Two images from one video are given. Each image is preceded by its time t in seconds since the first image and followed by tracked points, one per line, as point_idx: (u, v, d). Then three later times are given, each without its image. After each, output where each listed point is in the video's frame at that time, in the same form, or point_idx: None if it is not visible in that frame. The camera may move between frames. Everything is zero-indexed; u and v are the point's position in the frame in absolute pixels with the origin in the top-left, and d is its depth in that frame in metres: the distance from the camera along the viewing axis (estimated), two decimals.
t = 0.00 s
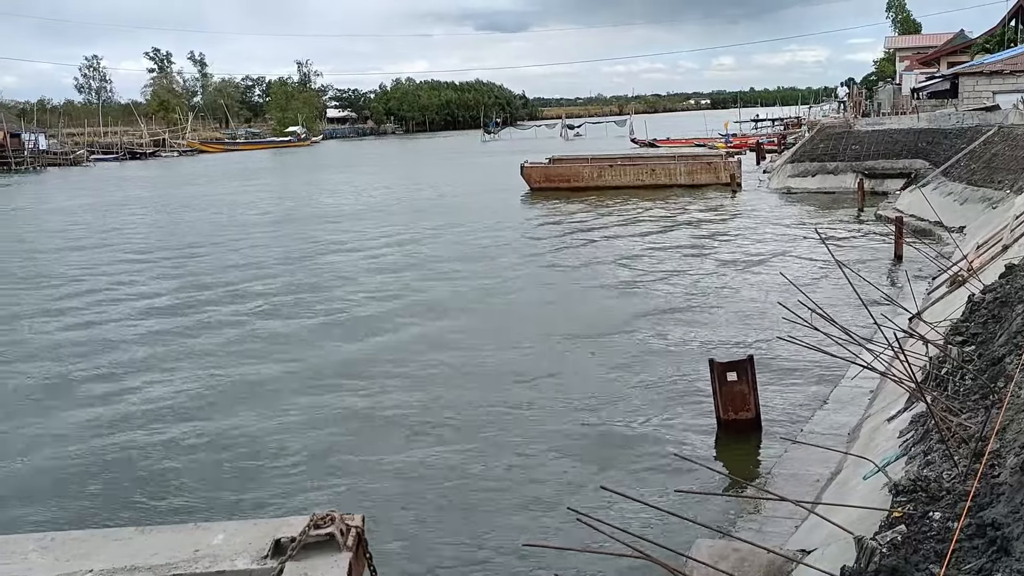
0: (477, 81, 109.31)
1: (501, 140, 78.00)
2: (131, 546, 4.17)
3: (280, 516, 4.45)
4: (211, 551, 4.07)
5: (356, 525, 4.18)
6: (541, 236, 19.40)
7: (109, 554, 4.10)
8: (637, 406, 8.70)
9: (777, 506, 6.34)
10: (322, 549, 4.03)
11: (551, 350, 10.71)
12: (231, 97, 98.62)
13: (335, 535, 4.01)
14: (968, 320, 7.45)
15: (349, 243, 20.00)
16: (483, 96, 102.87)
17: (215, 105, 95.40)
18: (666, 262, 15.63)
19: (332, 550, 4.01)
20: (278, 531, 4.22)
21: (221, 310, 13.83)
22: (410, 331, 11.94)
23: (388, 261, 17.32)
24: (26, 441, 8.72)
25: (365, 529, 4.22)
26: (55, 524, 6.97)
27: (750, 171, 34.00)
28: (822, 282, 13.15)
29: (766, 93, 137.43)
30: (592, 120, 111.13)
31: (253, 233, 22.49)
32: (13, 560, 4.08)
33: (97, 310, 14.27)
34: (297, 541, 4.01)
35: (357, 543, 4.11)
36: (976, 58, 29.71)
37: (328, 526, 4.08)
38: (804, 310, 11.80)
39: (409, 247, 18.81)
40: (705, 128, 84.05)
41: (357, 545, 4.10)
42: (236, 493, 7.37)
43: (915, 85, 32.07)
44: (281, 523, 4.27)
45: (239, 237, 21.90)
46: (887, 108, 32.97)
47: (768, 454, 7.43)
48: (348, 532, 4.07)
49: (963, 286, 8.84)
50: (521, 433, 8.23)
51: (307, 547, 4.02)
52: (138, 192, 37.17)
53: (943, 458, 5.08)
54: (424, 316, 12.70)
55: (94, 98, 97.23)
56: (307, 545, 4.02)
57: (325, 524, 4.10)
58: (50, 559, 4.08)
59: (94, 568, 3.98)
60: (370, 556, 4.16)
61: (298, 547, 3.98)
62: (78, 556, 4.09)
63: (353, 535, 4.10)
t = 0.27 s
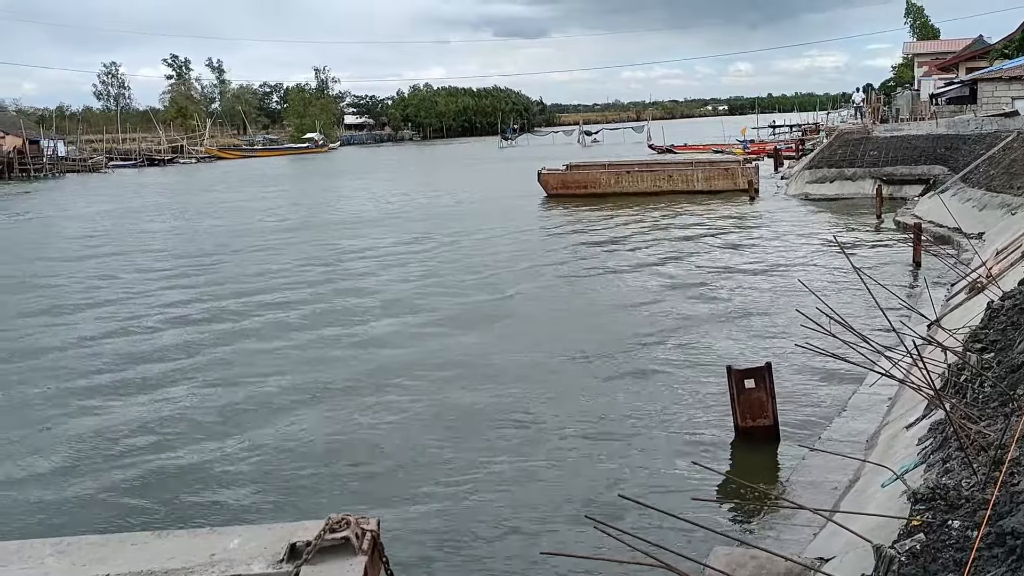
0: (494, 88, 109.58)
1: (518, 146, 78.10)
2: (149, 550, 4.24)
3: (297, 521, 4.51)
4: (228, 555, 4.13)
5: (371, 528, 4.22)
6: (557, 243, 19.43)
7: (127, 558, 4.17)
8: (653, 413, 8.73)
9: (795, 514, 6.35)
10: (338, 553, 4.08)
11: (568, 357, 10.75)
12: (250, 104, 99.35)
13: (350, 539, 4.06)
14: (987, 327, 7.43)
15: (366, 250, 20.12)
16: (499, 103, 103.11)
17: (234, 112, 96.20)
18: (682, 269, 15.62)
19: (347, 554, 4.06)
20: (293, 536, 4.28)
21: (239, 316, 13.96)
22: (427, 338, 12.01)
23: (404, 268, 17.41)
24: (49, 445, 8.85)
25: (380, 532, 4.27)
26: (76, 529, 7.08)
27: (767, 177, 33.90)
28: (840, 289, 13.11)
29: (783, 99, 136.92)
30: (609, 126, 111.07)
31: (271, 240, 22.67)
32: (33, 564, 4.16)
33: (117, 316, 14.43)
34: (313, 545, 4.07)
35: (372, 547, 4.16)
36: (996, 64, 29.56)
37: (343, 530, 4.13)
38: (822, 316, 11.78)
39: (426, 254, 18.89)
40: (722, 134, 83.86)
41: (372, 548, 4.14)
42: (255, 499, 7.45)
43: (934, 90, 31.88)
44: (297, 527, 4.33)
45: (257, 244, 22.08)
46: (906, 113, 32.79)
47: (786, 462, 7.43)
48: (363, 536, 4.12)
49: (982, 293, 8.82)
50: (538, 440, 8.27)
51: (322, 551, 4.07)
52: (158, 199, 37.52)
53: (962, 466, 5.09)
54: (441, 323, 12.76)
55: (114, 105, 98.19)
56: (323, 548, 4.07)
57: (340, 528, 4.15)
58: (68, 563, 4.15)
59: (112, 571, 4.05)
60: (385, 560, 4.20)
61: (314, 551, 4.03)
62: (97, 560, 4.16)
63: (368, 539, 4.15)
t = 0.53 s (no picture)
0: (506, 91, 109.66)
1: (529, 149, 78.10)
2: (161, 550, 4.26)
3: (308, 522, 4.53)
4: (239, 556, 4.15)
5: (382, 529, 4.23)
6: (568, 246, 19.42)
7: (139, 558, 4.20)
8: (664, 417, 8.71)
9: (808, 518, 6.32)
10: (348, 553, 4.09)
11: (579, 360, 10.74)
12: (262, 107, 99.78)
13: (361, 539, 4.08)
14: (1002, 331, 7.38)
15: (378, 253, 20.15)
16: (510, 106, 103.21)
17: (246, 115, 96.68)
18: (694, 272, 15.57)
19: (357, 554, 4.07)
20: (304, 536, 4.29)
21: (251, 318, 14.01)
22: (439, 341, 12.01)
23: (415, 271, 17.44)
24: (62, 445, 8.91)
25: (390, 532, 4.27)
26: (89, 529, 7.12)
27: (779, 181, 33.79)
28: (853, 293, 13.04)
29: (796, 102, 136.54)
30: (620, 129, 110.93)
31: (282, 242, 22.75)
32: (44, 563, 4.19)
33: (130, 318, 14.50)
34: (323, 545, 4.08)
35: (383, 547, 4.16)
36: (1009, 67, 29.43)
37: (354, 530, 4.14)
38: (834, 320, 11.73)
39: (436, 257, 18.91)
40: (733, 137, 83.69)
41: (382, 549, 4.15)
42: (265, 501, 7.48)
43: (948, 94, 31.71)
44: (307, 527, 4.34)
45: (268, 246, 22.16)
46: (919, 116, 32.62)
47: (798, 467, 7.40)
48: (374, 537, 4.13)
49: (996, 298, 8.77)
50: (549, 443, 8.27)
51: (333, 551, 4.09)
52: (171, 201, 37.71)
53: (976, 472, 5.06)
54: (452, 326, 12.78)
55: (127, 108, 98.78)
56: (333, 548, 4.08)
57: (351, 528, 4.17)
58: (80, 562, 4.18)
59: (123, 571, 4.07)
60: (395, 560, 4.21)
61: (324, 551, 4.04)
62: (110, 560, 4.19)
63: (378, 539, 4.15)
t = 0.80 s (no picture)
0: (518, 95, 109.74)
1: (541, 153, 78.13)
2: (173, 550, 4.28)
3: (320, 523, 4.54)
4: (251, 556, 4.17)
5: (393, 530, 4.24)
6: (579, 249, 19.40)
7: (151, 558, 4.21)
8: (676, 421, 8.69)
9: (821, 523, 6.29)
10: (360, 554, 4.10)
11: (590, 364, 10.73)
12: (275, 110, 100.15)
13: (372, 540, 4.08)
14: (1017, 336, 7.34)
15: (389, 256, 20.20)
16: (522, 109, 103.23)
17: (259, 118, 97.09)
18: (706, 277, 15.54)
19: (369, 555, 4.07)
20: (316, 537, 4.30)
21: (263, 321, 14.06)
22: (450, 344, 12.03)
23: (427, 274, 17.45)
24: (75, 446, 8.95)
25: (402, 534, 4.28)
26: (102, 530, 7.15)
27: (792, 185, 33.65)
28: (866, 297, 12.98)
29: (809, 106, 136.03)
30: (632, 133, 110.76)
31: (295, 245, 22.81)
32: (57, 562, 4.21)
33: (143, 320, 14.58)
34: (335, 546, 4.08)
35: (394, 548, 4.17)
36: None
37: (365, 531, 4.14)
38: (848, 324, 11.67)
39: (448, 261, 18.92)
40: (746, 141, 83.46)
41: (394, 550, 4.15)
42: (277, 502, 7.50)
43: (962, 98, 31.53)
44: (319, 529, 4.35)
45: (281, 249, 22.23)
46: (933, 121, 32.45)
47: (811, 472, 7.37)
48: (385, 538, 4.14)
49: (1011, 302, 8.70)
50: (560, 447, 8.26)
51: (344, 552, 4.09)
52: (184, 205, 37.91)
53: (991, 477, 5.02)
54: (463, 329, 12.78)
55: (141, 111, 99.37)
56: (345, 550, 4.09)
57: (363, 530, 4.17)
58: (93, 562, 4.20)
59: (137, 570, 4.09)
60: (407, 561, 4.21)
61: (336, 552, 4.05)
62: (123, 559, 4.21)
63: (389, 541, 4.16)
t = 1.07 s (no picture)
0: (530, 97, 109.79)
1: (553, 154, 78.17)
2: (187, 550, 4.34)
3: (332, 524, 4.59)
4: (265, 556, 4.22)
5: (405, 532, 4.28)
6: (592, 251, 19.42)
7: (166, 558, 4.27)
8: (689, 424, 8.70)
9: (833, 527, 6.30)
10: (371, 555, 4.14)
11: (603, 366, 10.75)
12: (288, 112, 100.58)
13: (384, 542, 4.12)
14: None
15: (402, 257, 20.28)
16: (534, 111, 103.29)
17: (272, 119, 97.57)
18: (719, 279, 15.53)
19: (381, 556, 4.11)
20: (329, 539, 4.35)
21: (277, 322, 14.15)
22: (463, 345, 12.07)
23: (439, 276, 17.51)
24: (92, 446, 9.05)
25: (413, 535, 4.32)
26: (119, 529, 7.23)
27: (805, 187, 33.54)
28: (880, 300, 12.94)
29: (823, 108, 135.43)
30: (644, 135, 110.61)
31: (307, 247, 22.92)
32: (72, 561, 4.27)
33: (158, 321, 14.69)
34: (347, 547, 4.13)
35: (406, 550, 4.21)
36: None
37: (377, 532, 4.19)
38: (861, 327, 11.65)
39: (460, 262, 18.98)
40: (759, 142, 83.25)
41: (405, 551, 4.18)
42: (291, 503, 7.55)
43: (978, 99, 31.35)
44: (331, 530, 4.40)
45: (293, 251, 22.34)
46: (948, 123, 32.27)
47: (823, 474, 7.37)
48: (397, 540, 4.18)
49: None
50: (572, 448, 8.29)
51: (356, 553, 4.13)
52: (198, 206, 38.15)
53: (1004, 481, 5.02)
54: (475, 331, 12.82)
55: (155, 112, 100.03)
56: (357, 551, 4.13)
57: (374, 531, 4.21)
58: (107, 561, 4.26)
59: (152, 570, 4.15)
60: (418, 563, 4.25)
61: (348, 553, 4.09)
62: (139, 559, 4.27)
63: (401, 542, 4.19)
